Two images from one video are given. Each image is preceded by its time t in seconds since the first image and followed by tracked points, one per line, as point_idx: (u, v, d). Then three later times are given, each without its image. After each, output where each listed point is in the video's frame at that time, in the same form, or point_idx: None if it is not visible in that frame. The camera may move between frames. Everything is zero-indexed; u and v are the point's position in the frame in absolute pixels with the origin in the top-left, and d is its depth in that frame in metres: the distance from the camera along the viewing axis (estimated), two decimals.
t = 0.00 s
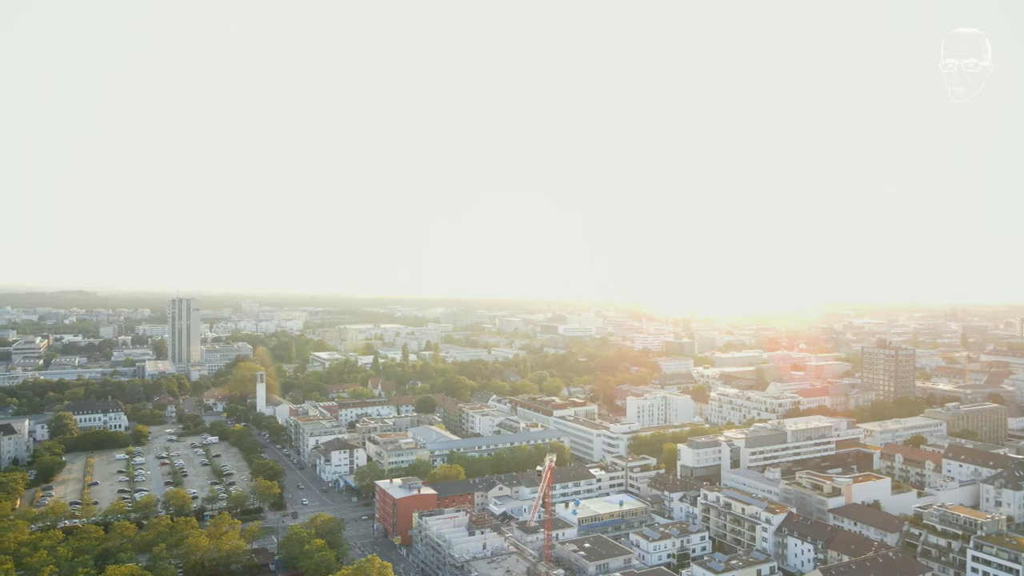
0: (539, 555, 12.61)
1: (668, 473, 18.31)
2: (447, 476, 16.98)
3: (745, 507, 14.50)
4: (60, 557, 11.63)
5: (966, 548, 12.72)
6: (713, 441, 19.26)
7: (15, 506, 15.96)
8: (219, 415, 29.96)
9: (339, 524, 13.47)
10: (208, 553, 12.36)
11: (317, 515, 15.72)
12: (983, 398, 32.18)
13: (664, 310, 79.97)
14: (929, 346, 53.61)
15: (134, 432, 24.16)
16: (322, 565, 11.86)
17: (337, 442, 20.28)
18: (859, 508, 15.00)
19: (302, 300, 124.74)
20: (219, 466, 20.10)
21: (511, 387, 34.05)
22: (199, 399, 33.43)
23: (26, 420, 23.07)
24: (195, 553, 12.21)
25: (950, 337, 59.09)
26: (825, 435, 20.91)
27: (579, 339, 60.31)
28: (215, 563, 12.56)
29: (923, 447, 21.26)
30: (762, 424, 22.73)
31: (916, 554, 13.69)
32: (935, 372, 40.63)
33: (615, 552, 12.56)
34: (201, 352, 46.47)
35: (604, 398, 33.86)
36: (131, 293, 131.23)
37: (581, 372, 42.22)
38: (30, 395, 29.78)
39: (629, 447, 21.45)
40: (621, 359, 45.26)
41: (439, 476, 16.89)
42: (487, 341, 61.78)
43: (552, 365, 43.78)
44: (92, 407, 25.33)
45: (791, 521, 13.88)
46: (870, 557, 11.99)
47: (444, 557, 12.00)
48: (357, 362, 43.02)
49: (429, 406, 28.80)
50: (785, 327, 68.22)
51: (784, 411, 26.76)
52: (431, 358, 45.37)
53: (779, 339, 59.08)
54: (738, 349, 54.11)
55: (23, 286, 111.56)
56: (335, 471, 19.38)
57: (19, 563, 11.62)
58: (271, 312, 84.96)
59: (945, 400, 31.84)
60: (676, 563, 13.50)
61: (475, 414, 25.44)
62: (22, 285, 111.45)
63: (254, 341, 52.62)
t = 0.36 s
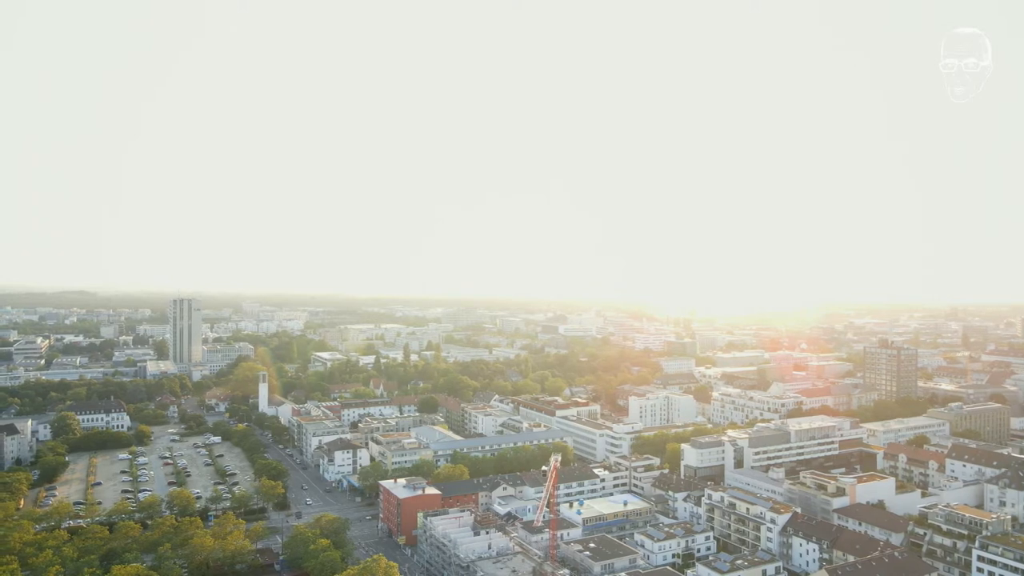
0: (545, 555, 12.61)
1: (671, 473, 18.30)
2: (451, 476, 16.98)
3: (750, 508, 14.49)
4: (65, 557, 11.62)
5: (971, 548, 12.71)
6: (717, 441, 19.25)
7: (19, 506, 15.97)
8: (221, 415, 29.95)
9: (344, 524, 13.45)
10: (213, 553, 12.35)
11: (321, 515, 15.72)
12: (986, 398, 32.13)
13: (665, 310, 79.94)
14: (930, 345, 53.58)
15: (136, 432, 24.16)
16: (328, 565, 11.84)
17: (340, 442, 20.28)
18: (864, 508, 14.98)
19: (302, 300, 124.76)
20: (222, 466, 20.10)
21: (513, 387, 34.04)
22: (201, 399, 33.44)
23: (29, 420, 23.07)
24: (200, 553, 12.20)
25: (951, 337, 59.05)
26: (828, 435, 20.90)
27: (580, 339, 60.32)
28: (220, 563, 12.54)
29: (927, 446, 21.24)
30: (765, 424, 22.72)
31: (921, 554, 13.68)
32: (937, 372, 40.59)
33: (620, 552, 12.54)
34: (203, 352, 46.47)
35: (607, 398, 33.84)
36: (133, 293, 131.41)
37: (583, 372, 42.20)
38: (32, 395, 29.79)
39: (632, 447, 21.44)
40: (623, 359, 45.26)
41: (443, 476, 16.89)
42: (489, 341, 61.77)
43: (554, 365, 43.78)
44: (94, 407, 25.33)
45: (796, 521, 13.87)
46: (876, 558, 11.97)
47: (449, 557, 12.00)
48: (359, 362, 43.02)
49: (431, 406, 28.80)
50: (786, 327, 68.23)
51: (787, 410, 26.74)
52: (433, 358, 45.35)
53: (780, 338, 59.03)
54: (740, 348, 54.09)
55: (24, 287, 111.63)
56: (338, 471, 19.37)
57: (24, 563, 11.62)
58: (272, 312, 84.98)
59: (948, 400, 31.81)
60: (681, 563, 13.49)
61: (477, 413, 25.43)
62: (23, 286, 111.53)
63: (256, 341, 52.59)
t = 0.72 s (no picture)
0: (550, 554, 12.60)
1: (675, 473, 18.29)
2: (454, 476, 16.98)
3: (754, 507, 14.48)
4: (70, 557, 11.61)
5: (976, 547, 12.70)
6: (720, 441, 19.24)
7: (23, 506, 15.96)
8: (223, 415, 29.95)
9: (348, 524, 13.43)
10: (218, 553, 12.35)
11: (325, 515, 15.71)
12: (988, 398, 32.10)
13: (666, 310, 79.92)
14: (931, 345, 53.55)
15: (139, 432, 24.16)
16: (333, 565, 11.84)
17: (343, 442, 20.27)
18: (868, 507, 14.97)
19: (302, 300, 124.74)
20: (226, 466, 20.10)
21: (515, 387, 34.04)
22: (203, 399, 33.44)
23: (32, 420, 23.08)
24: (205, 553, 12.19)
25: (952, 337, 59.02)
26: (831, 435, 20.89)
27: (581, 339, 60.32)
28: (224, 563, 12.53)
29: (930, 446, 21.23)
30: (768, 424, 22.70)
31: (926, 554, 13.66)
32: (938, 372, 40.57)
33: (625, 552, 12.54)
34: (204, 352, 46.49)
35: (609, 398, 33.83)
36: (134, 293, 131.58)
37: (585, 372, 42.18)
38: (35, 395, 29.80)
39: (635, 447, 21.44)
40: (624, 359, 45.25)
41: (447, 476, 16.90)
42: (490, 341, 61.77)
43: (555, 365, 43.77)
44: (97, 407, 25.33)
45: (801, 521, 13.87)
46: (881, 557, 11.96)
47: (454, 557, 11.99)
48: (360, 362, 43.02)
49: (434, 406, 28.80)
50: (786, 327, 68.24)
51: (789, 410, 26.74)
52: (434, 358, 45.35)
53: (781, 338, 59.01)
54: (741, 349, 54.07)
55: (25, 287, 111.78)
56: (341, 471, 19.37)
57: (29, 564, 11.61)
58: (273, 312, 85.03)
59: (950, 400, 31.79)
60: (686, 563, 13.48)
61: (480, 413, 25.42)
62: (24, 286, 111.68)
63: (257, 341, 52.58)
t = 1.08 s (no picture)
0: (555, 554, 12.60)
1: (678, 473, 18.29)
2: (458, 476, 17.00)
3: (758, 507, 14.47)
4: (75, 557, 11.61)
5: (981, 547, 12.69)
6: (723, 441, 19.24)
7: (26, 506, 15.96)
8: (225, 415, 29.94)
9: (353, 524, 13.43)
10: (223, 553, 12.35)
11: (329, 515, 15.70)
12: (990, 398, 32.11)
13: (667, 310, 79.92)
14: (932, 345, 53.51)
15: (142, 432, 24.15)
16: (338, 565, 11.84)
17: (346, 442, 20.26)
18: (872, 507, 14.97)
19: (302, 300, 124.65)
20: (229, 466, 20.10)
21: (516, 388, 34.03)
22: (205, 399, 33.43)
23: (34, 420, 23.06)
24: (209, 553, 12.20)
25: (953, 337, 59.02)
26: (834, 435, 20.89)
27: (582, 339, 60.31)
28: (229, 563, 12.53)
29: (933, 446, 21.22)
30: (770, 423, 22.71)
31: (931, 554, 13.66)
32: (940, 372, 40.56)
33: (630, 552, 12.53)
34: (205, 352, 46.46)
35: (611, 398, 33.84)
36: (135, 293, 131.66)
37: (586, 372, 42.14)
38: (37, 395, 29.80)
39: (638, 447, 21.43)
40: (626, 359, 45.19)
41: (450, 476, 16.91)
42: (491, 341, 61.75)
43: (556, 365, 43.72)
44: (100, 407, 25.33)
45: (805, 521, 13.86)
46: (886, 557, 11.95)
47: (459, 557, 11.98)
48: (361, 362, 42.99)
49: (436, 406, 28.80)
50: (787, 327, 68.19)
51: (792, 410, 26.74)
52: (435, 358, 45.34)
53: (783, 338, 58.97)
54: (742, 349, 54.02)
55: (25, 288, 111.81)
56: (344, 471, 19.38)
57: (34, 563, 11.62)
58: (273, 313, 85.04)
59: (952, 400, 31.79)
60: (690, 563, 13.47)
61: (482, 413, 25.42)
62: (24, 288, 111.71)
63: (258, 342, 52.53)
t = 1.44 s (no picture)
0: (560, 554, 12.59)
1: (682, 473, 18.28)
2: (462, 476, 17.00)
3: (762, 507, 14.47)
4: (81, 557, 11.60)
5: (986, 547, 12.68)
6: (727, 441, 19.23)
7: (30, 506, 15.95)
8: (227, 415, 29.95)
9: (357, 524, 13.43)
10: (227, 553, 12.34)
11: (333, 514, 15.71)
12: (992, 397, 32.09)
13: (668, 309, 79.92)
14: (933, 345, 53.50)
15: (144, 432, 24.14)
16: (343, 565, 11.83)
17: (349, 442, 20.25)
18: (877, 507, 14.95)
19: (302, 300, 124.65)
20: (232, 466, 20.10)
21: (518, 388, 34.03)
22: (207, 399, 33.44)
23: (36, 420, 23.06)
24: (214, 552, 12.19)
25: (954, 337, 58.99)
26: (838, 434, 20.89)
27: (583, 338, 60.31)
28: (233, 563, 12.52)
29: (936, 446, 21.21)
30: (773, 423, 22.69)
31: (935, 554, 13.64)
32: (942, 372, 40.53)
33: (634, 552, 12.54)
34: (207, 352, 46.47)
35: (613, 398, 33.84)
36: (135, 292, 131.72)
37: (588, 372, 42.10)
38: (39, 395, 29.80)
39: (641, 447, 21.42)
40: (627, 359, 45.17)
41: (454, 476, 16.91)
42: (492, 341, 61.75)
43: (557, 365, 43.71)
44: (102, 407, 25.33)
45: (809, 521, 13.86)
46: (892, 557, 11.93)
47: (464, 557, 11.98)
48: (363, 362, 42.97)
49: (438, 406, 28.79)
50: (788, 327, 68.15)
51: (794, 410, 26.75)
52: (436, 358, 45.33)
53: (783, 338, 58.94)
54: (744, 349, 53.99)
55: (26, 289, 111.87)
56: (347, 471, 19.37)
57: (39, 564, 11.61)
58: (274, 313, 85.07)
59: (954, 399, 31.78)
60: (694, 563, 13.47)
61: (485, 413, 25.42)
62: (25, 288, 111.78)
63: (259, 342, 52.53)
